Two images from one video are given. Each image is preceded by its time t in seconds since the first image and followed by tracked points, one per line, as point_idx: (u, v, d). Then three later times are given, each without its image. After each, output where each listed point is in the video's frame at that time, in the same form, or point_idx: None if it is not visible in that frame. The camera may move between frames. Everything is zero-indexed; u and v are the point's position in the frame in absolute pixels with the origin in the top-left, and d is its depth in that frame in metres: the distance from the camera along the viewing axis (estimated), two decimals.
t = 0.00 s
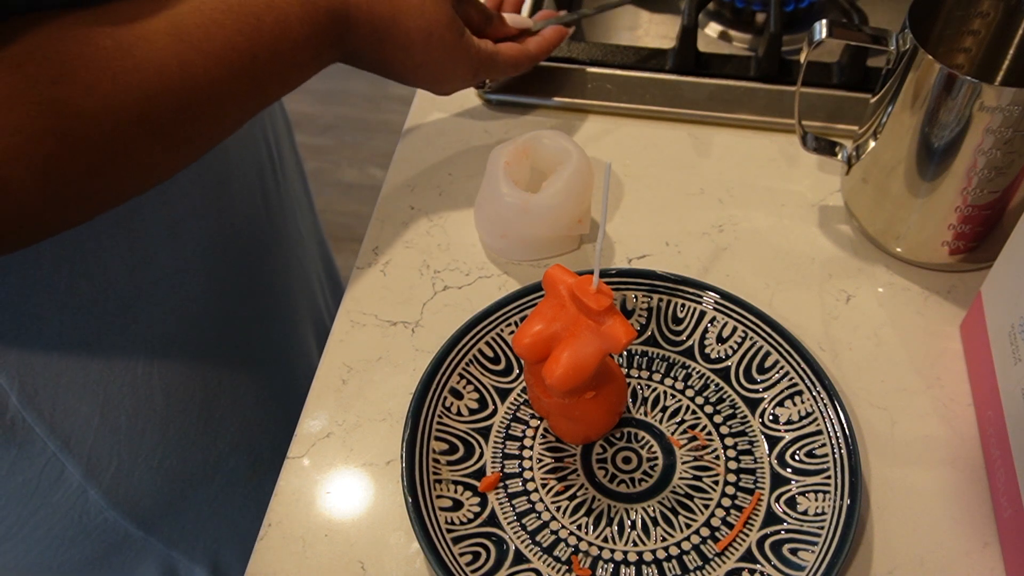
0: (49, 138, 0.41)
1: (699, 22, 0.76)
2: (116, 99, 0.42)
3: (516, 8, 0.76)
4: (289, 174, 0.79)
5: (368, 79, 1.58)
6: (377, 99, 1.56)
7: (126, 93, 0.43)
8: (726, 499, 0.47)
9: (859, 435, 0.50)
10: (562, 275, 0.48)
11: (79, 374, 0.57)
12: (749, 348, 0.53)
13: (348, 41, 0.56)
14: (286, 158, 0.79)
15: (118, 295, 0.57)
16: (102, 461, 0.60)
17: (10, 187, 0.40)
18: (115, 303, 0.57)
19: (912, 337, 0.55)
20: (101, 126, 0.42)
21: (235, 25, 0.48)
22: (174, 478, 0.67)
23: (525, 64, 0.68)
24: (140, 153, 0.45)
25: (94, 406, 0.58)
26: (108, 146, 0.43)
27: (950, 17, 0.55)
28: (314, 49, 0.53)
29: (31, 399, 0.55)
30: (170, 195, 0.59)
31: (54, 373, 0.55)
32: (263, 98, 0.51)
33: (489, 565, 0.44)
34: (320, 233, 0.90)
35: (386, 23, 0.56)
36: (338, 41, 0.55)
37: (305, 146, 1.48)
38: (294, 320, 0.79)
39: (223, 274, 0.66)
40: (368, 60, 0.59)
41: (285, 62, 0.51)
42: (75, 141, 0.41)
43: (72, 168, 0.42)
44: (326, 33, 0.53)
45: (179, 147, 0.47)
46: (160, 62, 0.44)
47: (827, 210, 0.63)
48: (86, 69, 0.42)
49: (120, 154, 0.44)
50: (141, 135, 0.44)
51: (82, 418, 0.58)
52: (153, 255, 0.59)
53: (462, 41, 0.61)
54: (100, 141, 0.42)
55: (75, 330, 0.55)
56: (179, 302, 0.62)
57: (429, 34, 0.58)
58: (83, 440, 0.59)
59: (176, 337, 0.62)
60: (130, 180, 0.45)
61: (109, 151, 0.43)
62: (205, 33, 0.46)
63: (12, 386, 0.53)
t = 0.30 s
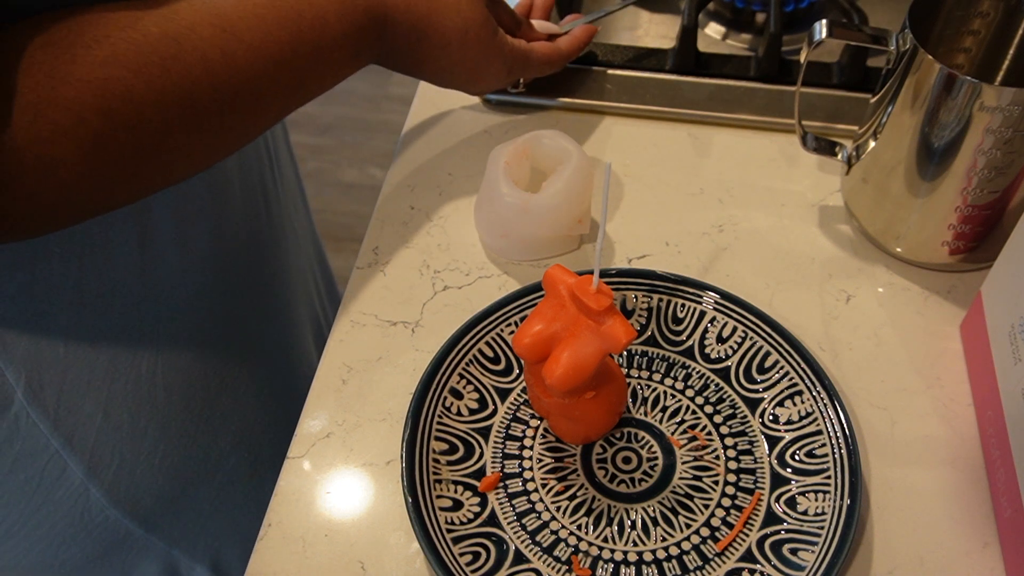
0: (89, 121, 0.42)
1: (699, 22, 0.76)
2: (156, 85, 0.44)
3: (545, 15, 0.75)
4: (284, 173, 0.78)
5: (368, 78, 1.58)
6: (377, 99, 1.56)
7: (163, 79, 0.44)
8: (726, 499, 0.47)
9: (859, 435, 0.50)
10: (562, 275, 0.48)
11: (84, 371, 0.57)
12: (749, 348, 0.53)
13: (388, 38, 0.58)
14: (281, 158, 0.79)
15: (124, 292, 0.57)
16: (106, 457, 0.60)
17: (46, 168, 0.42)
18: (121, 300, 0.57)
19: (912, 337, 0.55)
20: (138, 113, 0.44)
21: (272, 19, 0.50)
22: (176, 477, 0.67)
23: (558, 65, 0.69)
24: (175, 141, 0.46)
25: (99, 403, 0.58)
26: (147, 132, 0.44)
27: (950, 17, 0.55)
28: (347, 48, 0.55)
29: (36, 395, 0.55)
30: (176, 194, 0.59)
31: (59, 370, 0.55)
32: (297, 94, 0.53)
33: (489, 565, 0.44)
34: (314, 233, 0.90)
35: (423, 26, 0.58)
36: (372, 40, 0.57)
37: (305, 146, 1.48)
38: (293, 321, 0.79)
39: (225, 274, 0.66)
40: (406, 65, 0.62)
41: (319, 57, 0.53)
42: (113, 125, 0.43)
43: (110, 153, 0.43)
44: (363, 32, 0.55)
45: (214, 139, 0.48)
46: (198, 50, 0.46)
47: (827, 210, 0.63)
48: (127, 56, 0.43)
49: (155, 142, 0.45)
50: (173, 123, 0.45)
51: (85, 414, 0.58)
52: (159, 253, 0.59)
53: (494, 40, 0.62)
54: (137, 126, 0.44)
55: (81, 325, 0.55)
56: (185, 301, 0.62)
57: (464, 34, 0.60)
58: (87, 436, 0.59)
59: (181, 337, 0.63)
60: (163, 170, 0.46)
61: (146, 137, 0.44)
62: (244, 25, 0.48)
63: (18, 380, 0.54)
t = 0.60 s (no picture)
0: (101, 114, 0.42)
1: (699, 22, 0.76)
2: (168, 80, 0.44)
3: (547, 16, 0.75)
4: (289, 172, 0.78)
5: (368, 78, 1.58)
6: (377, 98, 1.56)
7: (177, 75, 0.44)
8: (726, 499, 0.47)
9: (858, 435, 0.50)
10: (562, 275, 0.48)
11: (90, 368, 0.56)
12: (749, 348, 0.53)
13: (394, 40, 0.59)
14: (286, 157, 0.78)
15: (128, 291, 0.57)
16: (111, 456, 0.60)
17: (57, 161, 0.42)
18: (125, 299, 0.57)
19: (912, 337, 0.55)
20: (150, 107, 0.43)
21: (283, 18, 0.50)
22: (178, 477, 0.67)
23: (564, 65, 0.69)
24: (186, 137, 0.46)
25: (104, 402, 0.58)
26: (158, 127, 0.44)
27: (950, 17, 0.55)
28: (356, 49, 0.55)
29: (41, 393, 0.55)
30: (182, 192, 0.59)
31: (64, 367, 0.55)
32: (307, 94, 0.53)
33: (489, 565, 0.44)
34: (319, 233, 0.90)
35: (432, 24, 0.59)
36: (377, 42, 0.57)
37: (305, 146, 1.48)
38: (297, 322, 0.79)
39: (229, 274, 0.66)
40: (412, 66, 0.62)
41: (329, 57, 0.53)
42: (126, 119, 0.43)
43: (122, 148, 0.43)
44: (372, 33, 0.56)
45: (223, 136, 0.48)
46: (210, 46, 0.46)
47: (827, 210, 0.63)
48: (142, 51, 0.43)
49: (166, 137, 0.45)
50: (184, 119, 0.45)
51: (90, 411, 0.58)
52: (163, 252, 0.59)
53: (501, 39, 0.63)
54: (149, 121, 0.44)
55: (87, 323, 0.55)
56: (189, 300, 0.62)
57: (472, 32, 0.61)
58: (92, 434, 0.59)
59: (184, 336, 0.62)
60: (172, 166, 0.46)
61: (157, 132, 0.44)
62: (256, 25, 0.48)
63: (24, 377, 0.53)
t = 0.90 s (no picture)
0: (102, 114, 0.42)
1: (699, 22, 0.76)
2: (169, 80, 0.44)
3: (546, 13, 0.76)
4: (292, 173, 0.78)
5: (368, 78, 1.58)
6: (377, 98, 1.56)
7: (178, 75, 0.44)
8: (726, 499, 0.47)
9: (858, 435, 0.50)
10: (562, 275, 0.48)
11: (91, 367, 0.56)
12: (749, 348, 0.53)
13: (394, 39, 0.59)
14: (289, 157, 0.78)
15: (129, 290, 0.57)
16: (113, 454, 0.60)
17: (59, 161, 0.41)
18: (127, 298, 0.57)
19: (912, 337, 0.55)
20: (151, 106, 0.44)
21: (282, 18, 0.50)
22: (180, 477, 0.66)
23: (564, 62, 0.69)
24: (187, 137, 0.46)
25: (106, 400, 0.58)
26: (160, 126, 0.44)
27: (949, 17, 0.55)
28: (357, 48, 0.55)
29: (43, 392, 0.55)
30: (184, 192, 0.59)
31: (66, 366, 0.55)
32: (307, 94, 0.53)
33: (489, 565, 0.44)
34: (322, 234, 0.90)
35: (432, 22, 0.59)
36: (377, 41, 0.57)
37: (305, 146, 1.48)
38: (299, 323, 0.79)
39: (230, 275, 0.66)
40: (412, 63, 0.62)
41: (329, 57, 0.53)
42: (127, 119, 0.43)
43: (123, 147, 0.43)
44: (372, 31, 0.56)
45: (224, 136, 0.48)
46: (210, 46, 0.46)
47: (827, 211, 0.63)
48: (144, 51, 0.43)
49: (167, 136, 0.45)
50: (185, 118, 0.45)
51: (91, 411, 0.58)
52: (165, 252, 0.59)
53: (502, 37, 0.63)
54: (150, 121, 0.44)
55: (88, 322, 0.55)
56: (190, 300, 0.62)
57: (472, 30, 0.61)
58: (94, 433, 0.59)
59: (185, 336, 0.62)
60: (173, 166, 0.46)
61: (158, 131, 0.44)
62: (257, 25, 0.49)
63: (25, 376, 0.54)
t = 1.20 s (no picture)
0: (102, 118, 0.42)
1: (699, 23, 0.76)
2: (168, 83, 0.44)
3: (547, 14, 0.76)
4: (297, 173, 0.78)
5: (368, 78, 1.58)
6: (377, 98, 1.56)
7: (178, 79, 0.44)
8: (726, 499, 0.47)
9: (858, 435, 0.50)
10: (562, 275, 0.48)
11: (95, 368, 0.56)
12: (749, 348, 0.53)
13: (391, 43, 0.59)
14: (294, 158, 0.78)
15: (132, 291, 0.57)
16: (116, 456, 0.60)
17: (59, 165, 0.41)
18: (129, 299, 0.57)
19: (912, 336, 0.55)
20: (151, 109, 0.43)
21: (283, 21, 0.50)
22: (183, 478, 0.66)
23: (564, 65, 0.69)
24: (187, 140, 0.46)
25: (109, 402, 0.58)
26: (159, 130, 0.44)
27: (949, 17, 0.55)
28: (356, 51, 0.55)
29: (47, 393, 0.55)
30: (186, 193, 0.59)
31: (69, 368, 0.55)
32: (308, 97, 0.53)
33: (489, 565, 0.44)
34: (326, 234, 0.89)
35: (433, 25, 0.59)
36: (377, 44, 0.57)
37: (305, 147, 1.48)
38: (301, 324, 0.78)
39: (232, 275, 0.66)
40: (413, 66, 0.62)
41: (330, 61, 0.53)
42: (127, 122, 0.43)
43: (123, 150, 0.43)
44: (372, 33, 0.56)
45: (224, 139, 0.48)
46: (211, 49, 0.46)
47: (827, 210, 0.63)
48: (145, 54, 0.43)
49: (167, 139, 0.45)
50: (184, 122, 0.45)
51: (94, 412, 0.58)
52: (167, 253, 0.59)
53: (502, 39, 0.63)
54: (150, 124, 0.44)
55: (91, 324, 0.55)
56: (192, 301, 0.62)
57: (473, 33, 0.61)
58: (97, 435, 0.59)
59: (188, 337, 0.62)
60: (174, 169, 0.46)
61: (158, 134, 0.44)
62: (257, 28, 0.49)
63: (29, 377, 0.53)
